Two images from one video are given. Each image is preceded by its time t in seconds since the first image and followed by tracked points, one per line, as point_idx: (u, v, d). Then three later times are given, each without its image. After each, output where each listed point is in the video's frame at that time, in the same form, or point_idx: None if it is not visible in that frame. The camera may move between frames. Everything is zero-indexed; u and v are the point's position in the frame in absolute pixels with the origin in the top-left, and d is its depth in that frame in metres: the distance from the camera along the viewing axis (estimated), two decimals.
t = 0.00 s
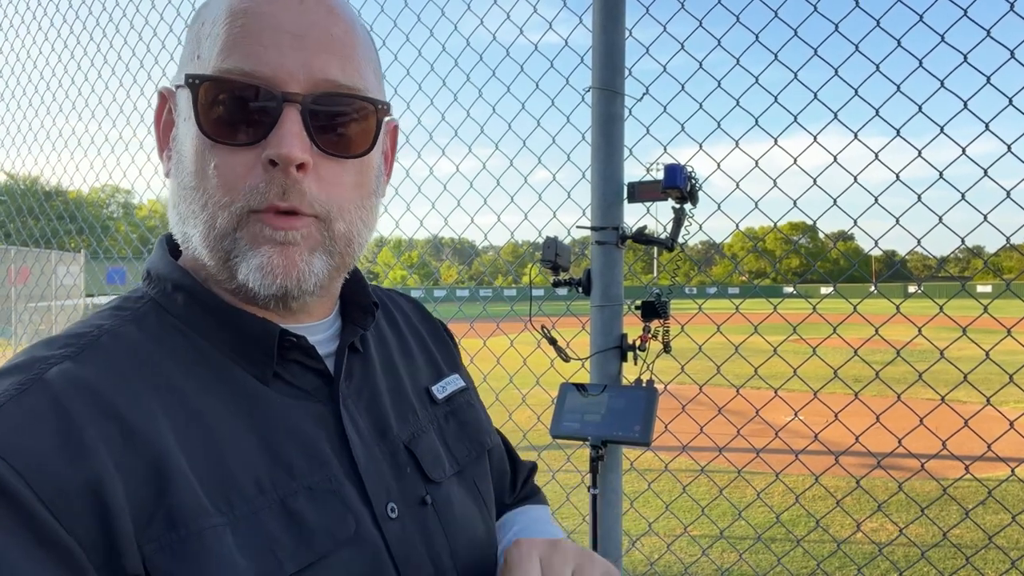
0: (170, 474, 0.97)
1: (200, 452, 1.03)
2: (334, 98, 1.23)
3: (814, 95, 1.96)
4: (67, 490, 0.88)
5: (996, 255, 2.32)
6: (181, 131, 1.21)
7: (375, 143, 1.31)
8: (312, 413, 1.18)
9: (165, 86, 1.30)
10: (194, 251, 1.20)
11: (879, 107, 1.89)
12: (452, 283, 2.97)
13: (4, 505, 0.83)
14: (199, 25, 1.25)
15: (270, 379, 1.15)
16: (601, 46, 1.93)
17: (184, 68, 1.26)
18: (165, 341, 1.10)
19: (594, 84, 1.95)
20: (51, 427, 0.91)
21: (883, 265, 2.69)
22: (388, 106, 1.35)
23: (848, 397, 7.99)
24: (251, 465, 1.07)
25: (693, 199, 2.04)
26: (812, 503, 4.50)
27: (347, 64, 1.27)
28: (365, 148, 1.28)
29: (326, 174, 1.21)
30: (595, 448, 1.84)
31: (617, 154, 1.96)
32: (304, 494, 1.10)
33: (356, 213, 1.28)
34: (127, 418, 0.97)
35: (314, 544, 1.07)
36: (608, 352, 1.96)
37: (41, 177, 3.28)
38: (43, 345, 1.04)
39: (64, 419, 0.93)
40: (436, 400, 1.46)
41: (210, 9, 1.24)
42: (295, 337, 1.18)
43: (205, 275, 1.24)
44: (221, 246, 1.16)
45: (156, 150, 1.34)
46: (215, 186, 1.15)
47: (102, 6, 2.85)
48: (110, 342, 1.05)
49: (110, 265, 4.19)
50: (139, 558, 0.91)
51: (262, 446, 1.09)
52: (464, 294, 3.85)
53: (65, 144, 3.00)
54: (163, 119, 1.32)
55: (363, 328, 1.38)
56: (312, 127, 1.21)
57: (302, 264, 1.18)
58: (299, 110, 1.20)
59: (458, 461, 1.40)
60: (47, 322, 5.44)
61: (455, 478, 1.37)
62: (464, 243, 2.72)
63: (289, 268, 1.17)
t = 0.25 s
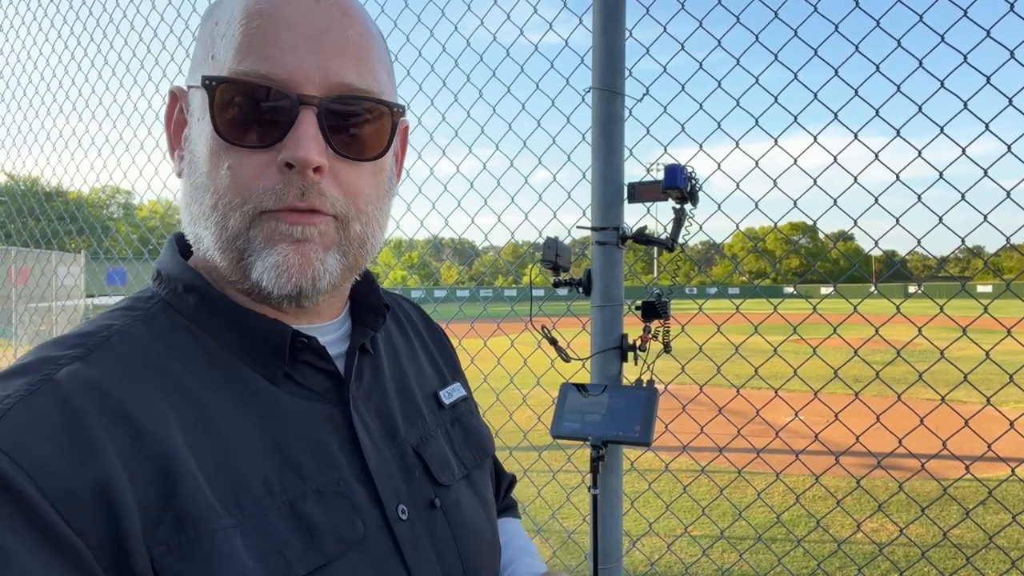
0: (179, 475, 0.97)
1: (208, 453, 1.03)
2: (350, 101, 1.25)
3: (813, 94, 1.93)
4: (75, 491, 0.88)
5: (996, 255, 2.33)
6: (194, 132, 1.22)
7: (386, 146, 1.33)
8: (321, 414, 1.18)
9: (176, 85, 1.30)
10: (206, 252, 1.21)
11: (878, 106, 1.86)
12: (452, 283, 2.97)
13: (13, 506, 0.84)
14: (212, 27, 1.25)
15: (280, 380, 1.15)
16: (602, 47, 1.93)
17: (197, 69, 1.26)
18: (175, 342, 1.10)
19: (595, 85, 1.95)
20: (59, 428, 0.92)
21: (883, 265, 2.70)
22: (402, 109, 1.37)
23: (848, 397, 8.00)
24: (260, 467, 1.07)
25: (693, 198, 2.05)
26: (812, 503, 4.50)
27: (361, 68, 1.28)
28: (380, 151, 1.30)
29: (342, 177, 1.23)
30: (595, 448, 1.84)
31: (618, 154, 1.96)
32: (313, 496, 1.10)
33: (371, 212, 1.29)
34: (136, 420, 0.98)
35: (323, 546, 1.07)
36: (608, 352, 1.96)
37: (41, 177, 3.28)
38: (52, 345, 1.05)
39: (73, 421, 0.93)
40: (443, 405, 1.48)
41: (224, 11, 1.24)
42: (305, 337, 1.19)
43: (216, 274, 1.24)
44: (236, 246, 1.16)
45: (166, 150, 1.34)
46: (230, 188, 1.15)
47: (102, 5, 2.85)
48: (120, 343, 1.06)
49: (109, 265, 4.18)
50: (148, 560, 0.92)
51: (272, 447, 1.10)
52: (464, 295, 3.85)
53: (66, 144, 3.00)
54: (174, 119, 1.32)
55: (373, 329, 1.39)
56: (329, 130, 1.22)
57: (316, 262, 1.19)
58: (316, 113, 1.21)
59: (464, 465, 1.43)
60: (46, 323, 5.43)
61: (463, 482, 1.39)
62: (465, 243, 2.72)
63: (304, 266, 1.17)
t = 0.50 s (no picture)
0: (184, 474, 0.97)
1: (213, 453, 1.03)
2: (371, 110, 1.27)
3: (812, 93, 1.92)
4: (80, 490, 0.88)
5: (996, 255, 2.33)
6: (209, 135, 1.22)
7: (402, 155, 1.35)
8: (324, 413, 1.18)
9: (185, 84, 1.30)
10: (219, 254, 1.21)
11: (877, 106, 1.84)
12: (452, 283, 2.97)
13: (17, 504, 0.83)
14: (230, 30, 1.25)
15: (283, 380, 1.15)
16: (601, 47, 1.93)
17: (211, 71, 1.25)
18: (179, 342, 1.10)
19: (594, 85, 1.95)
20: (64, 427, 0.92)
21: (883, 265, 2.71)
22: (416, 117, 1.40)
23: (846, 397, 8.00)
24: (264, 466, 1.07)
25: (693, 199, 2.05)
26: (812, 503, 4.50)
27: (382, 79, 1.30)
28: (398, 159, 1.33)
29: (362, 185, 1.25)
30: (595, 448, 1.84)
31: (618, 154, 1.96)
32: (316, 496, 1.10)
33: (385, 221, 1.32)
34: (142, 419, 0.98)
35: (327, 545, 1.07)
36: (608, 352, 1.96)
37: (40, 178, 3.27)
38: (57, 344, 1.04)
39: (79, 419, 0.93)
40: (441, 407, 1.48)
41: (242, 14, 1.24)
42: (310, 338, 1.19)
43: (227, 278, 1.25)
44: (255, 254, 1.17)
45: (173, 150, 1.34)
46: (252, 194, 1.16)
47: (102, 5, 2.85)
48: (124, 342, 1.06)
49: (109, 266, 4.17)
50: (152, 559, 0.92)
51: (276, 447, 1.10)
52: (464, 295, 3.85)
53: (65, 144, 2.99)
54: (182, 118, 1.32)
55: (374, 330, 1.39)
56: (350, 139, 1.25)
57: (334, 272, 1.21)
58: (339, 122, 1.23)
59: (463, 466, 1.43)
60: (45, 324, 5.42)
61: (462, 483, 1.40)
62: (465, 244, 2.72)
63: (321, 275, 1.20)
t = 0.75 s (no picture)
0: (177, 475, 0.96)
1: (206, 454, 1.02)
2: (371, 112, 1.27)
3: (812, 94, 1.91)
4: (72, 490, 0.87)
5: (996, 256, 2.33)
6: (206, 133, 1.21)
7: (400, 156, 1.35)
8: (319, 414, 1.17)
9: (181, 83, 1.29)
10: (215, 252, 1.20)
11: (876, 106, 1.84)
12: (451, 284, 2.96)
13: (7, 504, 0.82)
14: (230, 30, 1.24)
15: (277, 380, 1.14)
16: (599, 46, 1.92)
17: (209, 70, 1.24)
18: (172, 341, 1.09)
19: (593, 84, 1.95)
20: (56, 427, 0.90)
21: (883, 266, 2.70)
22: (415, 121, 1.40)
23: (845, 397, 8.02)
24: (257, 467, 1.06)
25: (691, 199, 2.05)
26: (811, 503, 4.50)
27: (383, 82, 1.30)
28: (397, 162, 1.33)
29: (361, 186, 1.24)
30: (593, 448, 1.83)
31: (616, 154, 1.96)
32: (310, 497, 1.09)
33: (382, 222, 1.31)
34: (135, 419, 0.97)
35: (320, 546, 1.06)
36: (606, 352, 1.95)
37: (40, 177, 3.26)
38: (49, 344, 1.03)
39: (71, 419, 0.92)
40: (435, 408, 1.47)
41: (243, 13, 1.23)
42: (304, 338, 1.18)
43: (222, 277, 1.23)
44: (252, 252, 1.16)
45: (168, 148, 1.33)
46: (250, 193, 1.15)
47: (101, 4, 2.83)
48: (117, 342, 1.04)
49: (109, 266, 4.16)
50: (145, 561, 0.91)
51: (270, 447, 1.08)
52: (464, 296, 3.84)
53: (64, 143, 2.98)
54: (177, 116, 1.31)
55: (368, 330, 1.38)
56: (352, 141, 1.24)
57: (332, 271, 1.20)
58: (341, 123, 1.23)
59: (458, 467, 1.41)
60: (45, 325, 5.40)
61: (456, 483, 1.38)
62: (465, 244, 2.72)
63: (320, 277, 1.19)
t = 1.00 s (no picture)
0: (174, 476, 0.96)
1: (203, 454, 1.02)
2: (369, 113, 1.27)
3: (813, 94, 1.92)
4: (67, 490, 0.87)
5: (997, 256, 2.33)
6: (204, 134, 1.21)
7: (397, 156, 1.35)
8: (316, 414, 1.17)
9: (178, 84, 1.29)
10: (214, 254, 1.19)
11: (876, 107, 1.84)
12: (451, 284, 2.96)
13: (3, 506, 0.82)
14: (227, 30, 1.24)
15: (274, 380, 1.14)
16: (600, 47, 1.92)
17: (206, 71, 1.24)
18: (169, 342, 1.09)
19: (593, 85, 1.94)
20: (52, 428, 0.90)
21: (883, 266, 2.70)
22: (412, 121, 1.40)
23: (845, 397, 8.02)
24: (254, 466, 1.06)
25: (692, 200, 2.05)
26: (812, 503, 4.50)
27: (380, 83, 1.30)
28: (394, 162, 1.33)
29: (358, 187, 1.25)
30: (594, 448, 1.83)
31: (616, 155, 1.95)
32: (307, 497, 1.09)
33: (381, 221, 1.31)
34: (131, 420, 0.96)
35: (317, 546, 1.06)
36: (607, 353, 1.95)
37: (40, 177, 3.26)
38: (44, 344, 1.03)
39: (67, 420, 0.91)
40: (432, 408, 1.47)
41: (240, 13, 1.23)
42: (301, 338, 1.18)
43: (220, 278, 1.23)
44: (251, 253, 1.16)
45: (164, 148, 1.32)
46: (248, 194, 1.15)
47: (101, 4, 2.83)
48: (114, 342, 1.04)
49: (109, 266, 4.15)
50: (141, 561, 0.91)
51: (267, 447, 1.08)
52: (465, 296, 3.84)
53: (65, 144, 2.98)
54: (174, 117, 1.31)
55: (365, 331, 1.38)
56: (349, 141, 1.24)
57: (331, 272, 1.21)
58: (338, 124, 1.23)
59: (456, 466, 1.41)
60: (46, 325, 5.40)
61: (454, 483, 1.38)
62: (465, 245, 2.72)
63: (320, 276, 1.19)
